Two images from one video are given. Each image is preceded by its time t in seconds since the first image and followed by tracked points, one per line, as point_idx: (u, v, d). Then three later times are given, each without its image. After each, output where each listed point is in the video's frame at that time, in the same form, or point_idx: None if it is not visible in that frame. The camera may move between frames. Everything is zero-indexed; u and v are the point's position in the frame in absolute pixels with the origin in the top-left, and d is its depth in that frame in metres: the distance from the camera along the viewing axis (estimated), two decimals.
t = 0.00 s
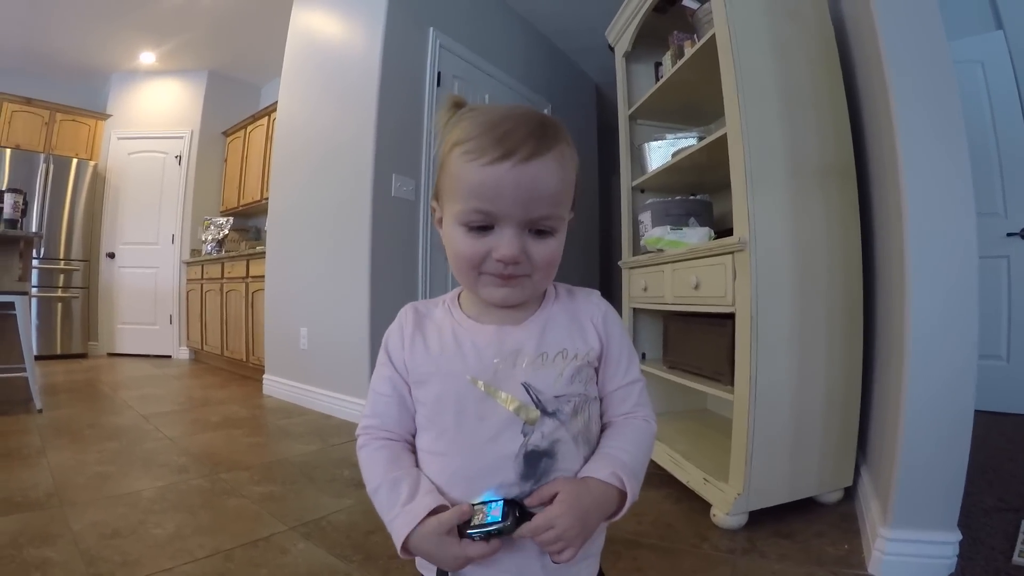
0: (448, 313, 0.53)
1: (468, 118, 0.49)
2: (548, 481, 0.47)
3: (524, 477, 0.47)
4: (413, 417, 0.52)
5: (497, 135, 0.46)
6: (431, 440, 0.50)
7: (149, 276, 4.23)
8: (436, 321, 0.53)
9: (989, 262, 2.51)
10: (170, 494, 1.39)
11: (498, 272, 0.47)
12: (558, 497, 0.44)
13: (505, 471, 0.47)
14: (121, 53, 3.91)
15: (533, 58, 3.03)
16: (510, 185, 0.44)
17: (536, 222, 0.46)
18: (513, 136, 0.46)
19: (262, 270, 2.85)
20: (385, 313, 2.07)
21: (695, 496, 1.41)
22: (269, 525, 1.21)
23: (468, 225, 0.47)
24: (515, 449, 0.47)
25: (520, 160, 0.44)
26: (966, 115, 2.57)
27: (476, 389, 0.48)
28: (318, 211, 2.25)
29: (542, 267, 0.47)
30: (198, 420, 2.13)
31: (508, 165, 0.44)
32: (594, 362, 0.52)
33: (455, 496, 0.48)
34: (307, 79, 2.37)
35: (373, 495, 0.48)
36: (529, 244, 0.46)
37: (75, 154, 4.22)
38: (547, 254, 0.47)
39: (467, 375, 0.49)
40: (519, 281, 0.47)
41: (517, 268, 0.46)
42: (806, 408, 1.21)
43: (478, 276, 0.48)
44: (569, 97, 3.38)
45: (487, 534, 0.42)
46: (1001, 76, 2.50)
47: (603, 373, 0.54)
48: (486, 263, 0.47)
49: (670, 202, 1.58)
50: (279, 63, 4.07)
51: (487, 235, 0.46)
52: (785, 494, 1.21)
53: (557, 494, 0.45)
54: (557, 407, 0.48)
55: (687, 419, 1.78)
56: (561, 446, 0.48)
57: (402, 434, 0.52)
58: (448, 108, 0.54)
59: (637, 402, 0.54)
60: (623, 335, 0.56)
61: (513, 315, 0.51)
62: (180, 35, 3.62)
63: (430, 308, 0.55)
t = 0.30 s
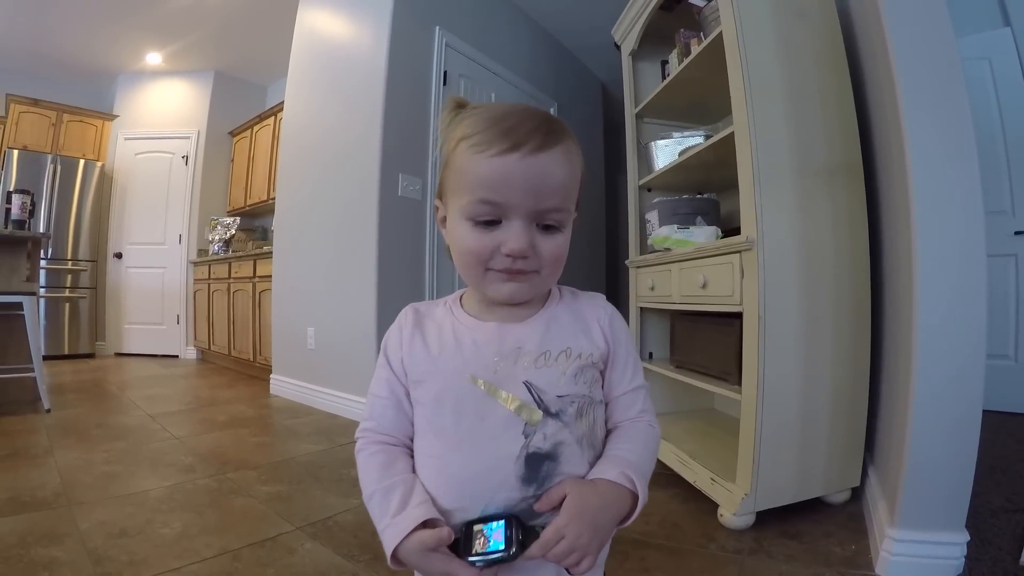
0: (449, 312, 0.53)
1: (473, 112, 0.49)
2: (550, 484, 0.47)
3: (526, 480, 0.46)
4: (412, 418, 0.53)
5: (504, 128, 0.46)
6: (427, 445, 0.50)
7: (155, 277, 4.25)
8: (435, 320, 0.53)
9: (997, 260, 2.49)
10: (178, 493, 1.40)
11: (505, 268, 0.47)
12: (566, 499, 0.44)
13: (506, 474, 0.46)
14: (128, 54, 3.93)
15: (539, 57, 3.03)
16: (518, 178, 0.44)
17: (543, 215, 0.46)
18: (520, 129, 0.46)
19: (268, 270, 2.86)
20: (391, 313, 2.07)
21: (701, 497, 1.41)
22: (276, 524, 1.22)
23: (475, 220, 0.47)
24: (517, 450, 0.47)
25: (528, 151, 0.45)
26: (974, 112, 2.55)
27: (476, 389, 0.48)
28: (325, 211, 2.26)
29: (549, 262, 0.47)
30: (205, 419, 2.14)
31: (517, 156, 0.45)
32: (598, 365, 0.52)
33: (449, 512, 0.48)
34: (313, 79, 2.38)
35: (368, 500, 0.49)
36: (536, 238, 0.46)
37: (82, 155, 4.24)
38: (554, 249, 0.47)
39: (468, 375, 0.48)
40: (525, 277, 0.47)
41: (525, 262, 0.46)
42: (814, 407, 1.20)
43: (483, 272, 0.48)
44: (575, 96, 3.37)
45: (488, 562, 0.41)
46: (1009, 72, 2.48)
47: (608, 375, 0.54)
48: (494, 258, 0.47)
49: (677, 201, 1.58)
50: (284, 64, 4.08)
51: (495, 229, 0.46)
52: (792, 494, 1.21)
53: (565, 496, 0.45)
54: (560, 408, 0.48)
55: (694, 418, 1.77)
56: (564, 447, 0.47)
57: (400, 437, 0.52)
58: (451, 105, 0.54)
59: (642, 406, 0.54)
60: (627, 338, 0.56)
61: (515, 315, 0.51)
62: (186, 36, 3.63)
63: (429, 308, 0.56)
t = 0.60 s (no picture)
0: (441, 311, 0.53)
1: (467, 113, 0.49)
2: (544, 482, 0.47)
3: (520, 479, 0.46)
4: (405, 417, 0.52)
5: (499, 130, 0.46)
6: (421, 443, 0.49)
7: (151, 276, 4.23)
8: (428, 319, 0.53)
9: (992, 262, 2.50)
10: (172, 492, 1.39)
11: (500, 270, 0.47)
12: (563, 499, 0.44)
13: (501, 473, 0.46)
14: (124, 52, 3.92)
15: (537, 58, 3.04)
16: (513, 180, 0.44)
17: (539, 218, 0.46)
18: (516, 131, 0.46)
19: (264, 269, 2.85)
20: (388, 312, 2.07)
21: (696, 497, 1.41)
22: (271, 524, 1.22)
23: (469, 223, 0.47)
24: (512, 449, 0.46)
25: (524, 155, 0.44)
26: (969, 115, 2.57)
27: (470, 387, 0.48)
28: (321, 210, 2.25)
29: (544, 265, 0.47)
30: (200, 418, 2.14)
31: (512, 159, 0.44)
32: (593, 364, 0.52)
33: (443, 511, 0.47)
34: (310, 78, 2.37)
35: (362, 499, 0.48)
36: (531, 240, 0.46)
37: (78, 153, 4.23)
38: (549, 251, 0.47)
39: (462, 373, 0.48)
40: (519, 279, 0.47)
41: (519, 265, 0.46)
42: (809, 408, 1.21)
43: (477, 274, 0.48)
44: (572, 97, 3.37)
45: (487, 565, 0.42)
46: (1004, 75, 2.49)
47: (602, 374, 0.54)
48: (489, 261, 0.47)
49: (673, 202, 1.58)
50: (282, 63, 4.07)
51: (489, 232, 0.46)
52: (787, 494, 1.21)
53: (561, 495, 0.45)
54: (554, 407, 0.48)
55: (689, 419, 1.77)
56: (558, 446, 0.47)
57: (393, 436, 0.52)
58: (444, 105, 0.54)
59: (633, 404, 0.54)
60: (621, 336, 0.56)
61: (508, 313, 0.51)
62: (183, 34, 3.62)
63: (422, 307, 0.56)
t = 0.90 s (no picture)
0: (446, 313, 0.52)
1: (464, 110, 0.49)
2: (556, 479, 0.47)
3: (532, 477, 0.46)
4: (419, 418, 0.52)
5: (497, 126, 0.46)
6: (436, 444, 0.49)
7: (149, 275, 4.23)
8: (433, 321, 0.52)
9: (989, 262, 2.51)
10: (169, 492, 1.39)
11: (500, 266, 0.46)
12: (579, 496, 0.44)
13: (512, 474, 0.46)
14: (122, 51, 3.92)
15: (535, 58, 3.04)
16: (512, 176, 0.44)
17: (538, 214, 0.46)
18: (514, 127, 0.46)
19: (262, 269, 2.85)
20: (385, 312, 2.07)
21: (694, 497, 1.41)
22: (268, 524, 1.21)
23: (468, 219, 0.46)
24: (523, 451, 0.46)
25: (523, 150, 0.44)
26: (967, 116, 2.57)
27: (480, 391, 0.47)
28: (318, 209, 2.25)
29: (544, 261, 0.47)
30: (197, 418, 2.13)
31: (511, 155, 0.44)
32: (596, 360, 0.52)
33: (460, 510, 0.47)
34: (308, 77, 2.37)
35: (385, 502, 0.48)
36: (531, 236, 0.46)
37: (75, 152, 4.22)
38: (549, 248, 0.47)
39: (470, 377, 0.48)
40: (520, 275, 0.47)
41: (520, 261, 0.46)
42: (806, 407, 1.21)
43: (478, 271, 0.47)
44: (570, 96, 3.37)
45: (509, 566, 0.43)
46: (1002, 77, 2.50)
47: (605, 367, 0.54)
48: (489, 257, 0.46)
49: (670, 201, 1.58)
50: (279, 62, 4.07)
51: (488, 228, 0.46)
52: (784, 494, 1.22)
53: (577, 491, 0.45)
54: (561, 406, 0.48)
55: (686, 419, 1.78)
56: (566, 445, 0.47)
57: (409, 438, 0.52)
58: (442, 105, 0.54)
59: (636, 393, 0.54)
60: (621, 329, 0.56)
61: (513, 313, 0.50)
62: (180, 34, 3.62)
63: (426, 308, 0.55)
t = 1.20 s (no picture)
0: (449, 309, 0.52)
1: (469, 98, 0.50)
2: (558, 481, 0.47)
3: (533, 478, 0.46)
4: (421, 416, 0.51)
5: (501, 109, 0.47)
6: (438, 441, 0.49)
7: (146, 274, 4.22)
8: (436, 317, 0.52)
9: (987, 259, 2.51)
10: (167, 491, 1.39)
11: (507, 245, 0.45)
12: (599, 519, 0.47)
13: (516, 475, 0.46)
14: (119, 49, 3.91)
15: (533, 56, 3.03)
16: (519, 153, 0.44)
17: (544, 193, 0.45)
18: (519, 109, 0.46)
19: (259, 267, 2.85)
20: (382, 310, 2.07)
21: (691, 494, 1.41)
22: (266, 522, 1.21)
23: (474, 199, 0.46)
24: (526, 452, 0.46)
25: (528, 128, 0.45)
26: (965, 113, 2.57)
27: (484, 391, 0.47)
28: (316, 207, 2.25)
29: (550, 242, 0.46)
30: (195, 417, 2.13)
31: (517, 133, 0.45)
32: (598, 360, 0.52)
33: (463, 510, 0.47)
34: (305, 75, 2.36)
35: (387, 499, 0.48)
36: (538, 216, 0.45)
37: (72, 151, 4.21)
38: (555, 229, 0.46)
39: (474, 376, 0.47)
40: (527, 256, 0.46)
41: (527, 239, 0.45)
42: (804, 404, 1.21)
43: (483, 252, 0.46)
44: (568, 94, 3.37)
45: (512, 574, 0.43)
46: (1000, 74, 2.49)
47: (606, 366, 0.54)
48: (494, 236, 0.45)
49: (668, 199, 1.58)
50: (277, 60, 4.06)
51: (494, 207, 0.45)
52: (781, 491, 1.22)
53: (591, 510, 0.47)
54: (565, 406, 0.48)
55: (684, 416, 1.78)
56: (568, 446, 0.47)
57: (409, 434, 0.51)
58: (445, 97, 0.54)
59: (634, 395, 0.55)
60: (621, 330, 0.56)
61: (517, 311, 0.50)
62: (177, 31, 3.60)
63: (429, 304, 0.54)
